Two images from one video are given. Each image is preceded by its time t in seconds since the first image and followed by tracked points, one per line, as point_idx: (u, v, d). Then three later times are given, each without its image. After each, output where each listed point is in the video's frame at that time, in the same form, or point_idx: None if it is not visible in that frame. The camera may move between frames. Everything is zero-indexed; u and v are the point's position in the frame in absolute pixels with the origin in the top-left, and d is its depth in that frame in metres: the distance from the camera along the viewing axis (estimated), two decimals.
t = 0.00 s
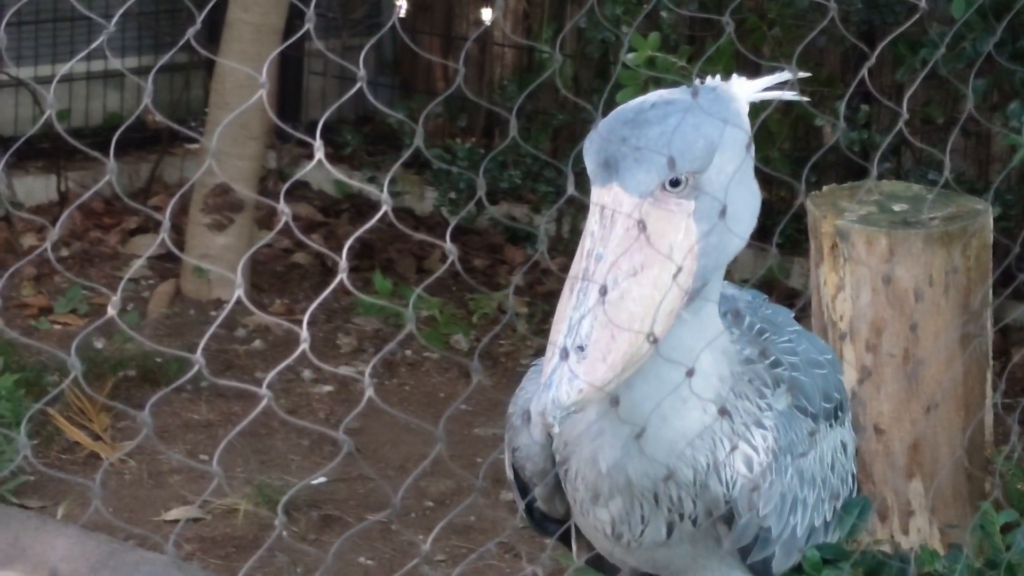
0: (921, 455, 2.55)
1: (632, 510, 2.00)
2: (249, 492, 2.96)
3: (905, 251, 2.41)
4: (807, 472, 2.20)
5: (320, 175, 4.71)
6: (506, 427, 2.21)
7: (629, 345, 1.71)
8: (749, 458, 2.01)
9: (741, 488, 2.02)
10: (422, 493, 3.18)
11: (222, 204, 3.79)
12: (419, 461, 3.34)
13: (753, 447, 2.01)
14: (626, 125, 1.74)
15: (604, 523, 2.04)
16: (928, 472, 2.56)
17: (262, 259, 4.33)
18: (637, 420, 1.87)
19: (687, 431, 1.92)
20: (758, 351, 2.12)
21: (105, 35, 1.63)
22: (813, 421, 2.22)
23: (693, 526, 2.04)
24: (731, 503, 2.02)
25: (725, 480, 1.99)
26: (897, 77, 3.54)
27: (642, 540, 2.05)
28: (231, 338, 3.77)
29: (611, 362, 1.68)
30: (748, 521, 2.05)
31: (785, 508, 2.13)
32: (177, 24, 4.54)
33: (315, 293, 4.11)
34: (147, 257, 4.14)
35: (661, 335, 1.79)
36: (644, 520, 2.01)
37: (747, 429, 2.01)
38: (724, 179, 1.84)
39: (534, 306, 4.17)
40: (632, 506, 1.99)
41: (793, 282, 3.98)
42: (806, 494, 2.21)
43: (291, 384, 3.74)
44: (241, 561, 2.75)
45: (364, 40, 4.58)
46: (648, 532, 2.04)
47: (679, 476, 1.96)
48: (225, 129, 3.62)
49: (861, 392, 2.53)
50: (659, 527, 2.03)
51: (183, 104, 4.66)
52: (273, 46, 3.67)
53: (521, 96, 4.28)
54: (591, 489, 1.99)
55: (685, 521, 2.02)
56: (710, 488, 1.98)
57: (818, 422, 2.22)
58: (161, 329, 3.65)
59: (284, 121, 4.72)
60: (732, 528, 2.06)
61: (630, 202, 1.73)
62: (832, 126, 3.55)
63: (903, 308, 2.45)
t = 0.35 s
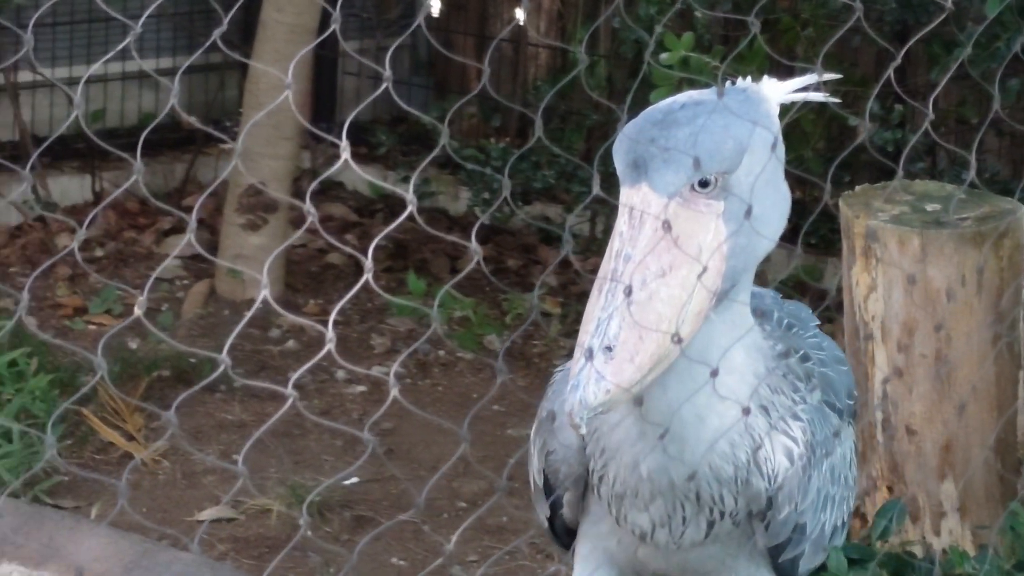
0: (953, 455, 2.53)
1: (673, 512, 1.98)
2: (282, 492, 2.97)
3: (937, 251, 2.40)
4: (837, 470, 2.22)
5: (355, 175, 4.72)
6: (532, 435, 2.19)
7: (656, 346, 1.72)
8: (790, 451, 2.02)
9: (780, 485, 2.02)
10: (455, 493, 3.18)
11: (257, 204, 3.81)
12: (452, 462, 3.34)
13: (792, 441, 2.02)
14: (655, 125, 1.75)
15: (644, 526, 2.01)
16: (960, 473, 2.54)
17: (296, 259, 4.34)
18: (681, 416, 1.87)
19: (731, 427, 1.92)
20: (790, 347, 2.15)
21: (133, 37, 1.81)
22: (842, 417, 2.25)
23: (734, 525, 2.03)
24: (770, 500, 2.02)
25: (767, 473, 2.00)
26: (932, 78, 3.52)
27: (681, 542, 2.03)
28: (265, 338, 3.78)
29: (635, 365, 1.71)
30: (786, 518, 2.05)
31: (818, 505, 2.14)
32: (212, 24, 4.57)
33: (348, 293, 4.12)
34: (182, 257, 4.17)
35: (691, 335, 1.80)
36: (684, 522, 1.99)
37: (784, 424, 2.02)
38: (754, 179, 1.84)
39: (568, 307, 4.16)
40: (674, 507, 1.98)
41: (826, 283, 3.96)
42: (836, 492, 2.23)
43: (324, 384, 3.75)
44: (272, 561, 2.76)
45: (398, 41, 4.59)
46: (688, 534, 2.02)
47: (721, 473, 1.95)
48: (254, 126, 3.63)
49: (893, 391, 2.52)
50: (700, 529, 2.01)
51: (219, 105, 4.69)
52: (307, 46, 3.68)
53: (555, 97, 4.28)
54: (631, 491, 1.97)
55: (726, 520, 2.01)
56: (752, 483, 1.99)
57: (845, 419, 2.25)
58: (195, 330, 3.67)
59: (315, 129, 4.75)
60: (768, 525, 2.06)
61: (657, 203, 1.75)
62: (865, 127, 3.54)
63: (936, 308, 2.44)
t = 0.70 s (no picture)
0: (1004, 456, 2.50)
1: (670, 517, 2.02)
2: (331, 492, 2.98)
3: (987, 252, 2.35)
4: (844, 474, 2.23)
5: (404, 176, 4.73)
6: (530, 446, 2.23)
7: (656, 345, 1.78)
8: (792, 457, 2.02)
9: (779, 492, 2.04)
10: (505, 494, 3.17)
11: (305, 204, 3.82)
12: (501, 462, 3.33)
13: (793, 447, 2.02)
14: (662, 126, 1.80)
15: (640, 532, 2.06)
16: (1011, 473, 2.51)
17: (344, 260, 4.35)
18: (684, 419, 1.91)
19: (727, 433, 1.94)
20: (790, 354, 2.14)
21: (180, 39, 1.73)
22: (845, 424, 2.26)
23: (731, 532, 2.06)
24: (770, 507, 2.04)
25: (770, 478, 2.01)
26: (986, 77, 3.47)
27: (677, 549, 2.07)
28: (314, 338, 3.79)
29: (643, 364, 1.76)
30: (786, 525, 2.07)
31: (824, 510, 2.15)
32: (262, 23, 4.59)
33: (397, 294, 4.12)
34: (231, 257, 4.19)
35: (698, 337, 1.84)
36: (684, 529, 2.03)
37: (785, 431, 2.02)
38: (758, 183, 1.88)
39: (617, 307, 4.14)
40: (671, 512, 2.02)
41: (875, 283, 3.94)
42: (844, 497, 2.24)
43: (373, 384, 3.75)
44: (321, 560, 2.76)
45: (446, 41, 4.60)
46: (695, 542, 2.05)
47: (720, 479, 1.98)
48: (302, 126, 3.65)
49: (943, 391, 2.49)
50: (697, 536, 2.04)
51: (268, 105, 4.72)
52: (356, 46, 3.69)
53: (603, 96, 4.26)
54: (628, 496, 2.02)
55: (723, 527, 2.05)
56: (751, 489, 2.01)
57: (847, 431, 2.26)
58: (244, 330, 3.68)
59: (365, 129, 4.74)
60: (767, 532, 2.08)
61: (665, 202, 1.78)
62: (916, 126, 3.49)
63: (987, 309, 2.39)
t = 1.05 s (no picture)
0: None
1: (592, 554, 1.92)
2: (388, 492, 2.99)
3: None
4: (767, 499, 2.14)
5: (460, 176, 4.74)
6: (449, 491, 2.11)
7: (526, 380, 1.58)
8: (708, 481, 1.94)
9: (701, 519, 1.95)
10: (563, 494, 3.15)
11: (361, 204, 3.84)
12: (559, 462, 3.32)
13: (708, 471, 1.94)
14: (545, 143, 1.60)
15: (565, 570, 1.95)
16: None
17: (401, 259, 4.37)
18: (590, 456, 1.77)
19: (636, 463, 1.82)
20: (702, 377, 2.05)
21: (241, 39, 1.77)
22: (768, 446, 2.16)
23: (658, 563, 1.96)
24: (693, 535, 1.95)
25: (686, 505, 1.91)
26: None
27: None
28: (371, 338, 3.81)
29: (508, 392, 1.57)
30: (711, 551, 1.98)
31: (746, 535, 2.08)
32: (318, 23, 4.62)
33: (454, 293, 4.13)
34: (289, 257, 4.23)
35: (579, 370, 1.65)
36: (607, 563, 1.93)
37: (696, 458, 1.92)
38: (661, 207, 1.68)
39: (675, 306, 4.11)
40: (592, 549, 1.91)
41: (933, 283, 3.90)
42: (768, 524, 2.15)
43: (430, 384, 3.76)
44: (378, 561, 2.77)
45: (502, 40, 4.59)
46: (614, 575, 1.97)
47: (634, 513, 1.86)
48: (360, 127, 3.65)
49: (999, 393, 2.43)
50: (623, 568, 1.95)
51: (324, 104, 4.75)
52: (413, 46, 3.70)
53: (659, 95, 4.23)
54: (544, 536, 1.89)
55: (649, 559, 1.95)
56: (669, 519, 1.90)
57: (773, 446, 2.17)
58: (301, 330, 3.71)
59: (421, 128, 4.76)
60: (696, 562, 1.99)
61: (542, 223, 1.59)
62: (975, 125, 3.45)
63: None
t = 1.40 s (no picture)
0: None
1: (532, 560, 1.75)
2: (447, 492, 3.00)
3: None
4: (720, 494, 1.99)
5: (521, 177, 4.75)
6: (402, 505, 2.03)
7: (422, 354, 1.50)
8: (643, 476, 1.78)
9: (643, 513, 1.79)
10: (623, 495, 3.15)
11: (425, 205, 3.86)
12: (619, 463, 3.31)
13: (641, 463, 1.77)
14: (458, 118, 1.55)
15: None
16: None
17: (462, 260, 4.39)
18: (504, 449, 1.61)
19: (557, 456, 1.66)
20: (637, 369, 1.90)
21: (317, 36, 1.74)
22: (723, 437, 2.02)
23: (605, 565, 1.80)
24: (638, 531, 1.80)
25: (618, 500, 1.75)
26: None
27: None
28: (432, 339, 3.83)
29: (400, 370, 1.48)
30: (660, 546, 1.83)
31: (700, 529, 1.95)
32: (381, 24, 4.65)
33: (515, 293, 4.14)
34: (351, 257, 4.27)
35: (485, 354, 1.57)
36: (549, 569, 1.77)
37: (628, 447, 1.76)
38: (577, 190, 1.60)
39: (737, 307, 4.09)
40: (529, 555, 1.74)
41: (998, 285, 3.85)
42: (725, 517, 2.02)
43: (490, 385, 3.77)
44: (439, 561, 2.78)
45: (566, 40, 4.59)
46: None
47: (562, 510, 1.69)
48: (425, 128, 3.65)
49: None
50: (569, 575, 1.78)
51: (387, 106, 4.78)
52: (476, 47, 3.71)
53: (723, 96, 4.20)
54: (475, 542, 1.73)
55: (595, 559, 1.78)
56: (602, 515, 1.74)
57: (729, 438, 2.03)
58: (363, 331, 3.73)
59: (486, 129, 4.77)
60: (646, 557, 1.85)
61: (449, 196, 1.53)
62: None
63: None
